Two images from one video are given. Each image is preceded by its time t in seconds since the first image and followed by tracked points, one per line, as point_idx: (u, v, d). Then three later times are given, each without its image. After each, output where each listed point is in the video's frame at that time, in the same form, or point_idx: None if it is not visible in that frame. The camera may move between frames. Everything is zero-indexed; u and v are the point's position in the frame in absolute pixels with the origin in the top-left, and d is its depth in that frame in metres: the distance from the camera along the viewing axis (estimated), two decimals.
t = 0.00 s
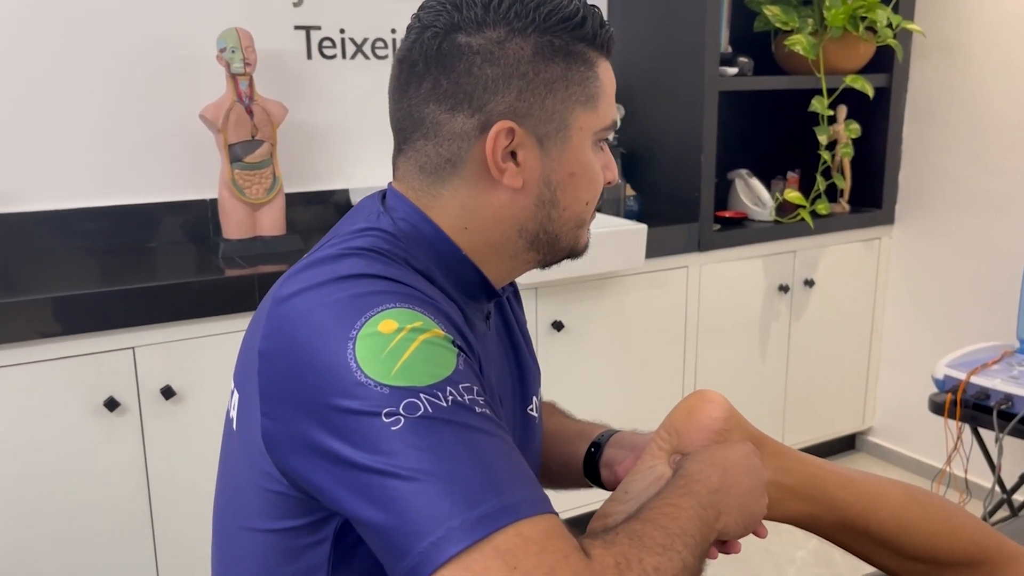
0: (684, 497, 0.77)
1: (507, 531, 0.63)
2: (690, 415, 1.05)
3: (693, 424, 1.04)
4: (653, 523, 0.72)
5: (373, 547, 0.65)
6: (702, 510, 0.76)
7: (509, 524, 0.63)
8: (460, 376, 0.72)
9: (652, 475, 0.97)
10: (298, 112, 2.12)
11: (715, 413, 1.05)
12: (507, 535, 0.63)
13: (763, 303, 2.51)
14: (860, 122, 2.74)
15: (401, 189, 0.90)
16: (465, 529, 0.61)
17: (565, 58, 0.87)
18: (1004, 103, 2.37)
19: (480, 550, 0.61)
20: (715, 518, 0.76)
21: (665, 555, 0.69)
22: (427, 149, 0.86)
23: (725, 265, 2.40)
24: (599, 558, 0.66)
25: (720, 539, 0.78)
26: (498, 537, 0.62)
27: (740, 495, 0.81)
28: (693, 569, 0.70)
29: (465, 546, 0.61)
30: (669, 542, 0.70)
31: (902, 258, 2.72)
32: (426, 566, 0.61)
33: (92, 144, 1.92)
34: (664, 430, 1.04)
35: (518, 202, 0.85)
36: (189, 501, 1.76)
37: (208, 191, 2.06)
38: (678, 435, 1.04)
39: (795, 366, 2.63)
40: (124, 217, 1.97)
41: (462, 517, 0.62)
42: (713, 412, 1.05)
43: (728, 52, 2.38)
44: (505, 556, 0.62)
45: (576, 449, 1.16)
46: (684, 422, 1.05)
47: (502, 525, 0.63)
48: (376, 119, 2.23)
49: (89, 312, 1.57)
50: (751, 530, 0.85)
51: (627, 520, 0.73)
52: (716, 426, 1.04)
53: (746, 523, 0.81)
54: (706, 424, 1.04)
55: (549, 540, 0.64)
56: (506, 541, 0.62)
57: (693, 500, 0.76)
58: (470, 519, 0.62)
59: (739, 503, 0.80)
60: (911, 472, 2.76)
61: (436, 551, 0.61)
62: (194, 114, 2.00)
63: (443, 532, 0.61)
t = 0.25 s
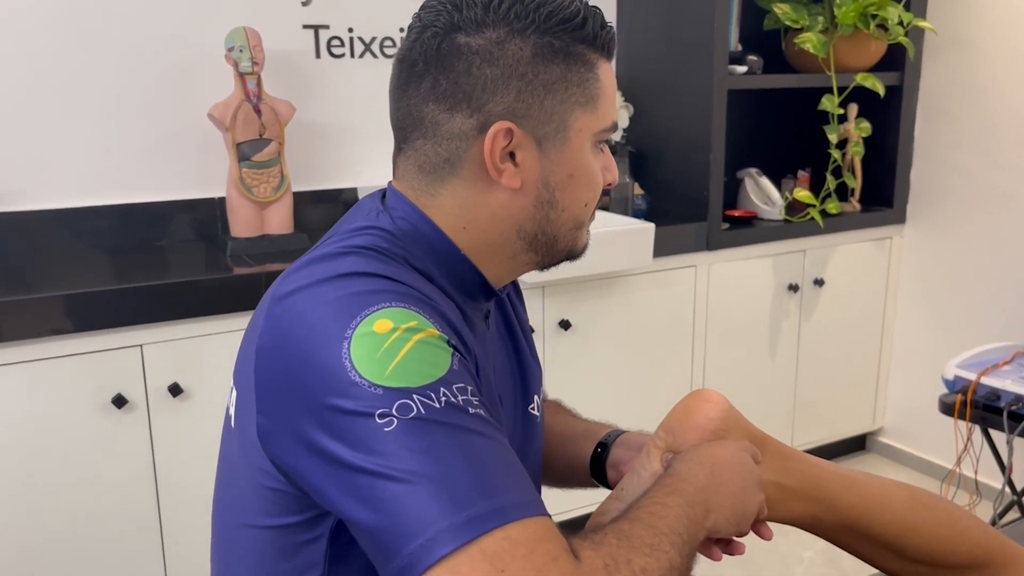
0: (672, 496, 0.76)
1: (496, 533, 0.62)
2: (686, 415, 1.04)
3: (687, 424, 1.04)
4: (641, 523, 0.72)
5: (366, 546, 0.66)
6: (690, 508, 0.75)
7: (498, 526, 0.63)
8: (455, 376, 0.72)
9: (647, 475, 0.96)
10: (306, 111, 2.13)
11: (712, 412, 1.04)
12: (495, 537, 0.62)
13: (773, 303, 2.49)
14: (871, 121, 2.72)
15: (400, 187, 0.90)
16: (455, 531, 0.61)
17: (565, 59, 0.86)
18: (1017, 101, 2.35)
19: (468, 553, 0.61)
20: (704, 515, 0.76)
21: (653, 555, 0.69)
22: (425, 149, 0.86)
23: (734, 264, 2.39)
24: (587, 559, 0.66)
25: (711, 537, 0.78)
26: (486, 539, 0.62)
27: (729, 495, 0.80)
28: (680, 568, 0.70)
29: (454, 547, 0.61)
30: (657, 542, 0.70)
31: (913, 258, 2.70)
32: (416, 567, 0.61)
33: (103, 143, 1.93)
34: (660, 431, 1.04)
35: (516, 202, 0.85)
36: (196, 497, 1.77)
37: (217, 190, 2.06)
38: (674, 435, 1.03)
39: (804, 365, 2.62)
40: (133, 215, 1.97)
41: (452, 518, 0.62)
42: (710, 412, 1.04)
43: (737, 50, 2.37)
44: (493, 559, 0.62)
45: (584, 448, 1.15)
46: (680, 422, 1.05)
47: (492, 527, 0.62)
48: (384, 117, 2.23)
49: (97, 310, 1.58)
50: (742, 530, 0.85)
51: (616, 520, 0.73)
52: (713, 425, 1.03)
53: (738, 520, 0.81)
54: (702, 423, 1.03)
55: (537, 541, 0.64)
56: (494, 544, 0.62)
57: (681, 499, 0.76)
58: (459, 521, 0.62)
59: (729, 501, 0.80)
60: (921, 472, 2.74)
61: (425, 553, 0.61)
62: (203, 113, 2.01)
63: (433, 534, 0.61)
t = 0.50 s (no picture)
0: (665, 486, 0.75)
1: (480, 519, 0.62)
2: (683, 408, 1.03)
3: (684, 417, 1.02)
4: (631, 512, 0.70)
5: (349, 532, 0.65)
6: (683, 498, 0.74)
7: (482, 512, 0.62)
8: (444, 364, 0.71)
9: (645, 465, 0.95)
10: (319, 104, 2.13)
11: (708, 405, 1.03)
12: (478, 523, 0.61)
13: (788, 299, 2.47)
14: (890, 115, 2.68)
15: (396, 174, 0.89)
16: (437, 516, 0.61)
17: (564, 46, 0.85)
18: None
19: (451, 538, 0.60)
20: (697, 506, 0.75)
21: (641, 545, 0.67)
22: (420, 135, 0.86)
23: (749, 260, 2.37)
24: (573, 548, 0.65)
25: (705, 529, 0.76)
26: (470, 524, 0.61)
27: (725, 486, 0.79)
28: (670, 559, 0.69)
29: (436, 532, 0.60)
30: (647, 532, 0.69)
31: (932, 254, 2.66)
32: (398, 552, 0.60)
33: (118, 136, 1.94)
34: (656, 424, 1.03)
35: (511, 189, 0.84)
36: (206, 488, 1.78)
37: (230, 182, 2.07)
38: (672, 427, 1.02)
39: (821, 363, 2.59)
40: (146, 207, 1.98)
41: (435, 503, 0.61)
42: (706, 405, 1.03)
43: (753, 43, 2.34)
44: (476, 545, 0.61)
45: (580, 440, 1.14)
46: (677, 415, 1.04)
47: (476, 513, 0.62)
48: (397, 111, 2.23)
49: (106, 301, 1.59)
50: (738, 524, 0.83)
51: (605, 510, 0.72)
52: (710, 417, 1.02)
53: (733, 512, 0.80)
54: (698, 416, 1.02)
55: (522, 528, 0.63)
56: (477, 529, 0.61)
57: (673, 489, 0.75)
58: (442, 506, 0.61)
59: (724, 493, 0.78)
60: (939, 472, 2.70)
61: (407, 538, 0.60)
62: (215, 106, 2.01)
63: (415, 519, 0.61)
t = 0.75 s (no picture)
0: (659, 488, 0.73)
1: (451, 516, 0.60)
2: (680, 408, 1.01)
3: (682, 418, 1.00)
4: (618, 514, 0.69)
5: (320, 529, 0.64)
6: (676, 502, 0.72)
7: (453, 509, 0.60)
8: (420, 358, 0.69)
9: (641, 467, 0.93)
10: (334, 98, 2.12)
11: (707, 405, 1.01)
12: (448, 520, 0.60)
13: (809, 297, 2.42)
14: (917, 110, 2.62)
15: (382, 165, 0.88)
16: (406, 512, 0.59)
17: (553, 34, 0.84)
18: None
19: (421, 536, 0.59)
20: (693, 511, 0.73)
21: (626, 547, 0.66)
22: (406, 125, 0.84)
23: (769, 258, 2.33)
24: (549, 548, 0.63)
25: (701, 533, 0.75)
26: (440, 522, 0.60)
27: (723, 490, 0.77)
28: (657, 564, 0.67)
29: (405, 529, 0.59)
30: (634, 534, 0.67)
31: (958, 253, 2.60)
32: (366, 549, 0.59)
33: (136, 128, 1.94)
34: (654, 424, 1.00)
35: (499, 181, 0.83)
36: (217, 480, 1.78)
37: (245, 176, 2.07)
38: (669, 427, 1.00)
39: (842, 363, 2.54)
40: (162, 200, 1.99)
41: (404, 499, 0.59)
42: (704, 405, 1.01)
43: (774, 37, 2.31)
44: (446, 543, 0.59)
45: (571, 439, 1.13)
46: (674, 415, 1.01)
47: (446, 510, 0.60)
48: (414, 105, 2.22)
49: (118, 293, 1.59)
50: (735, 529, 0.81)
51: (594, 510, 0.70)
52: (708, 418, 1.00)
53: (731, 519, 0.78)
54: (696, 417, 1.00)
55: (494, 526, 0.62)
56: (448, 527, 0.60)
57: (667, 492, 0.73)
58: (412, 502, 0.59)
59: (723, 496, 0.77)
60: (962, 474, 2.65)
61: (375, 535, 0.59)
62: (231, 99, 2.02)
63: (384, 515, 0.59)
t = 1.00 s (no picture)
0: (653, 507, 0.71)
1: (411, 530, 0.58)
2: (686, 419, 0.98)
3: (688, 429, 0.97)
4: (602, 532, 0.66)
5: (286, 538, 0.63)
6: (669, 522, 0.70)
7: (415, 524, 0.59)
8: (392, 363, 0.68)
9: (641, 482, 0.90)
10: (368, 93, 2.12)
11: (714, 417, 0.98)
12: (408, 536, 0.58)
13: (852, 299, 2.35)
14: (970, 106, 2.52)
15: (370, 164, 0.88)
16: (365, 526, 0.58)
17: (541, 29, 0.83)
18: None
19: (379, 551, 0.57)
20: (688, 533, 0.71)
21: (607, 569, 0.63)
22: (392, 124, 0.84)
23: (811, 258, 2.26)
24: (515, 566, 0.61)
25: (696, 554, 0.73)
26: (401, 537, 0.58)
27: (722, 512, 0.75)
28: None
29: (365, 543, 0.57)
30: (617, 555, 0.64)
31: (1013, 255, 2.50)
32: (326, 562, 0.58)
33: (172, 124, 1.97)
34: (659, 434, 0.98)
35: (486, 181, 0.82)
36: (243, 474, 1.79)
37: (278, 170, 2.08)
38: (674, 438, 0.97)
39: (887, 368, 2.46)
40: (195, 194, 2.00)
41: (364, 512, 0.58)
42: (712, 417, 0.98)
43: (816, 30, 2.25)
44: (404, 559, 0.58)
45: (572, 445, 1.10)
46: (680, 426, 0.98)
47: (407, 525, 0.58)
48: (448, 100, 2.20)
49: (148, 287, 1.60)
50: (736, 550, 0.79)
51: (580, 526, 0.68)
52: (715, 431, 0.98)
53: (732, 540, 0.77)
54: (703, 429, 0.97)
55: (457, 542, 0.60)
56: (407, 543, 0.58)
57: (661, 512, 0.70)
58: (372, 515, 0.58)
59: (724, 518, 0.75)
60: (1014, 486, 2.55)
61: (335, 548, 0.58)
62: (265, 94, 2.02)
63: (344, 529, 0.58)
